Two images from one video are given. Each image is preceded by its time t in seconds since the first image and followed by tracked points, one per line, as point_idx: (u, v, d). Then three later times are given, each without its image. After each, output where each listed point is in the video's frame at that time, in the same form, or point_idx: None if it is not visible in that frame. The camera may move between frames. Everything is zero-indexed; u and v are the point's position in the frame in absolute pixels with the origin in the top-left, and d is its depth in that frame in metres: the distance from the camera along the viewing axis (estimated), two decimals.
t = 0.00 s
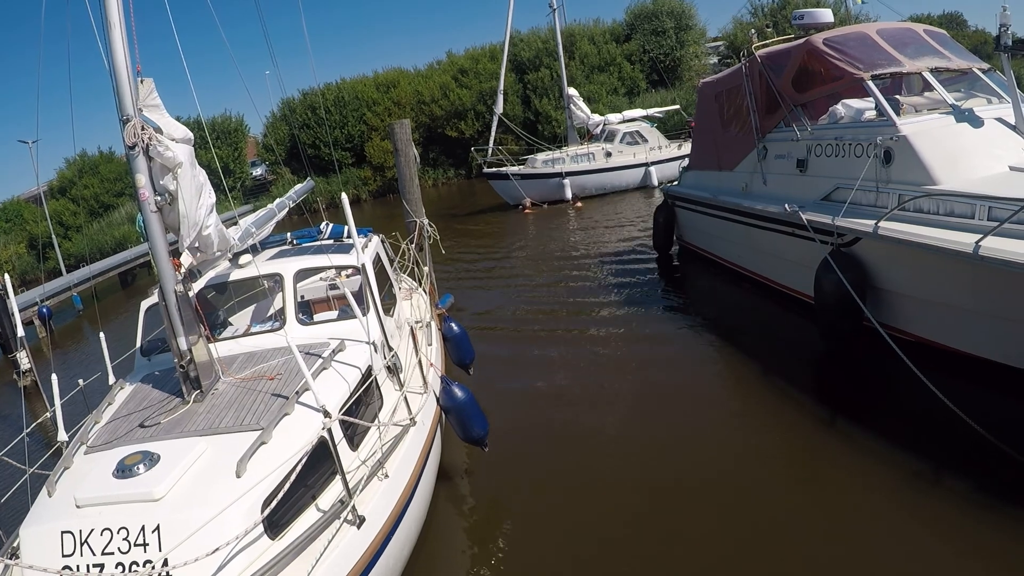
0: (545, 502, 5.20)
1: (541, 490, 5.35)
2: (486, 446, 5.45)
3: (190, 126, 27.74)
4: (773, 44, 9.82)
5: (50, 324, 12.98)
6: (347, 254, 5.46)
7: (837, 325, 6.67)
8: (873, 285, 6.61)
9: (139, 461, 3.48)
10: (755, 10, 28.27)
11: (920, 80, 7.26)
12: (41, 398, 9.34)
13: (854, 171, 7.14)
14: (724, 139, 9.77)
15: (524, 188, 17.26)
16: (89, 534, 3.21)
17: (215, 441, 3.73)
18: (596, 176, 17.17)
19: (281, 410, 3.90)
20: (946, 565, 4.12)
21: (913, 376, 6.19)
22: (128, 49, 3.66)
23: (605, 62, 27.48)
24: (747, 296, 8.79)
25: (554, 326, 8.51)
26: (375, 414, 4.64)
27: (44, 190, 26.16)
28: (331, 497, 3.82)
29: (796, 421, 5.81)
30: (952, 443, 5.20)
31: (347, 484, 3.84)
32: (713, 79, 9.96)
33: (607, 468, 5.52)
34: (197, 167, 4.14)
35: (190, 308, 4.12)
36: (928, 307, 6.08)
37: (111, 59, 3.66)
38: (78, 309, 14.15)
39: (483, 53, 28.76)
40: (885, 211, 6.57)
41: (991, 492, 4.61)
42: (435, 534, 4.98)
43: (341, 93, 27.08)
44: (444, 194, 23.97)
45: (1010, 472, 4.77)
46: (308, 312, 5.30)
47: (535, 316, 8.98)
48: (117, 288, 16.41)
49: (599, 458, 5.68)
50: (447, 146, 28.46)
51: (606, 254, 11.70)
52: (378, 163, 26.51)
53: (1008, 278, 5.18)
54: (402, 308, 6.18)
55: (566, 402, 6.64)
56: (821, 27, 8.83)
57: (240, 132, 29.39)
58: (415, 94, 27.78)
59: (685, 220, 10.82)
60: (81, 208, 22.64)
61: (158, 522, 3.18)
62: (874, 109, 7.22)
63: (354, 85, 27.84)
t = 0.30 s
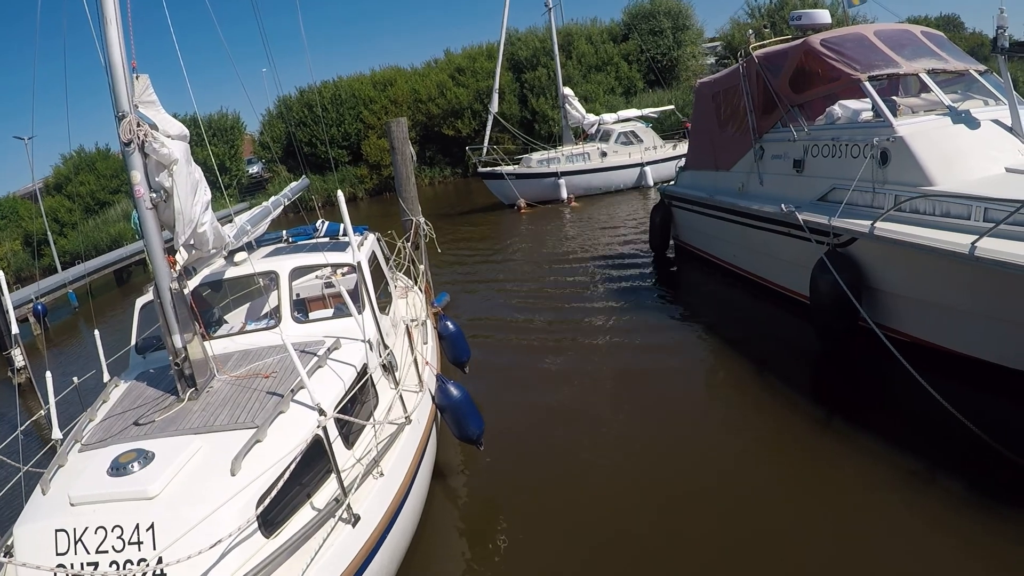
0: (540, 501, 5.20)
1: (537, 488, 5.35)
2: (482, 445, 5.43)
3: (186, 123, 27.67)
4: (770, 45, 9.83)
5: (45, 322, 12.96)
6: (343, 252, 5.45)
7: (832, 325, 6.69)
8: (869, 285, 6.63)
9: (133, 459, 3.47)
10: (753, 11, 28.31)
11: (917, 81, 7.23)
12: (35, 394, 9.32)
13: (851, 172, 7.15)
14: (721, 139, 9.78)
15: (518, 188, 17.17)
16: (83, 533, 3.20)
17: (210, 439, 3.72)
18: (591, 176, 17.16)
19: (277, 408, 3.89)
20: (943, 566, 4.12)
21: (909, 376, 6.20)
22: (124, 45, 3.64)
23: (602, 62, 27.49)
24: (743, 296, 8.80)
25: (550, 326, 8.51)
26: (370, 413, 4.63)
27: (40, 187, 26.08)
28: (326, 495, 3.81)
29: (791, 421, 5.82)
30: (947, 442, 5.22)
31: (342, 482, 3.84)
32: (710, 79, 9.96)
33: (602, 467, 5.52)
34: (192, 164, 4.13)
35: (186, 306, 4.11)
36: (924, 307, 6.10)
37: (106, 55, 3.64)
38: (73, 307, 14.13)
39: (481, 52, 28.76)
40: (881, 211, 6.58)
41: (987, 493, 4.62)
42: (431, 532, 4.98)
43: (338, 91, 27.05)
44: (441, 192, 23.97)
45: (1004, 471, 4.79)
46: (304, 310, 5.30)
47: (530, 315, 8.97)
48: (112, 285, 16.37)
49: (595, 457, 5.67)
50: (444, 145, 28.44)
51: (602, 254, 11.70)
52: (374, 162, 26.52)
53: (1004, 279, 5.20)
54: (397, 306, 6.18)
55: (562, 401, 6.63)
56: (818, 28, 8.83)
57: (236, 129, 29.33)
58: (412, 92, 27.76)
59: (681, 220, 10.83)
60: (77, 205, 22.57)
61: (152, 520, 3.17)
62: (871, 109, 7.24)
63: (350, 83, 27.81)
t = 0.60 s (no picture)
0: (538, 500, 5.21)
1: (534, 488, 5.36)
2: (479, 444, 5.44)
3: (182, 121, 27.62)
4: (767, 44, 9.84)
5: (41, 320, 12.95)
6: (339, 251, 5.45)
7: (829, 324, 6.70)
8: (865, 285, 6.64)
9: (130, 458, 3.46)
10: (749, 10, 28.34)
11: (914, 81, 7.29)
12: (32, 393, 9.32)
13: (847, 171, 7.17)
14: (718, 138, 9.79)
15: (514, 187, 17.16)
16: (80, 532, 3.20)
17: (206, 438, 3.71)
18: (587, 175, 17.16)
19: (273, 407, 3.89)
20: (940, 565, 4.14)
21: (905, 375, 6.21)
22: (120, 44, 3.64)
23: (599, 61, 27.49)
24: (740, 295, 8.82)
25: (547, 325, 8.52)
26: (367, 412, 4.63)
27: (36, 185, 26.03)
28: (323, 494, 3.82)
29: (788, 420, 5.84)
30: (943, 442, 5.24)
31: (338, 481, 3.84)
32: (707, 78, 9.97)
33: (599, 467, 5.53)
34: (189, 163, 4.12)
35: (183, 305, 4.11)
36: (921, 306, 6.11)
37: (103, 53, 3.64)
38: (69, 305, 14.12)
39: (477, 51, 28.75)
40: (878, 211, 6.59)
41: (983, 492, 4.63)
42: (428, 532, 4.99)
43: (335, 90, 27.03)
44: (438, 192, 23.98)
45: (1000, 470, 4.82)
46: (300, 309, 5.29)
47: (527, 314, 8.98)
48: (108, 284, 16.36)
49: (592, 457, 5.69)
50: (441, 144, 28.45)
51: (599, 253, 11.72)
52: (371, 160, 26.61)
53: (1000, 279, 5.21)
54: (394, 305, 6.18)
55: (559, 400, 6.64)
56: (814, 27, 8.84)
57: (233, 128, 29.31)
58: (409, 92, 27.73)
59: (678, 219, 10.84)
60: (74, 204, 22.54)
61: (149, 519, 3.17)
62: (867, 108, 7.24)
63: (347, 82, 27.79)
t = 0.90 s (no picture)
0: (537, 501, 5.22)
1: (533, 488, 5.37)
2: (477, 445, 5.45)
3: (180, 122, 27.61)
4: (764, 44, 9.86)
5: (40, 320, 12.96)
6: (337, 252, 5.46)
7: (827, 324, 6.72)
8: (863, 284, 6.66)
9: (129, 458, 3.47)
10: (746, 11, 28.36)
11: (909, 81, 7.32)
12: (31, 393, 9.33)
13: (844, 171, 7.19)
14: (715, 139, 9.80)
15: (509, 189, 17.20)
16: (79, 532, 3.21)
17: (205, 439, 3.72)
18: (583, 176, 17.15)
19: (272, 408, 3.91)
20: (938, 564, 4.16)
21: (903, 374, 6.23)
22: (120, 46, 3.65)
23: (596, 62, 27.53)
24: (737, 295, 8.84)
25: (545, 326, 8.54)
26: (365, 413, 4.64)
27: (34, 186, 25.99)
28: (322, 495, 3.83)
29: (785, 419, 5.86)
30: (940, 441, 5.26)
31: (337, 482, 3.85)
32: (704, 79, 9.99)
33: (598, 467, 5.54)
34: (188, 164, 4.13)
35: (181, 306, 4.11)
36: (918, 305, 6.13)
37: (103, 55, 3.65)
38: (68, 306, 14.13)
39: (475, 52, 28.76)
40: (875, 210, 6.61)
41: (981, 491, 4.66)
42: (427, 533, 5.00)
43: (333, 91, 27.06)
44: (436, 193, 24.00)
45: (996, 469, 4.84)
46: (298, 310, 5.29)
47: (525, 315, 9.00)
48: (107, 284, 16.36)
49: (590, 457, 5.70)
50: (438, 145, 28.47)
51: (596, 254, 11.75)
52: (369, 161, 26.58)
53: (996, 278, 5.24)
54: (392, 307, 6.19)
55: (557, 401, 6.65)
56: (811, 27, 8.86)
57: (230, 129, 29.31)
58: (407, 93, 27.69)
59: (676, 220, 10.86)
60: (72, 204, 22.52)
61: (148, 520, 3.18)
62: (864, 108, 7.26)
63: (345, 83, 27.81)
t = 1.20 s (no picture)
0: (534, 506, 5.23)
1: (531, 494, 5.37)
2: (474, 451, 5.46)
3: (177, 128, 27.61)
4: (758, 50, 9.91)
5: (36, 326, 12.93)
6: (334, 259, 5.46)
7: (823, 328, 6.74)
8: (858, 289, 6.69)
9: (126, 464, 3.48)
10: (742, 17, 28.48)
11: (904, 86, 7.42)
12: (27, 400, 9.30)
13: (839, 176, 7.22)
14: (711, 144, 9.84)
15: (504, 196, 17.08)
16: (75, 538, 3.21)
17: (201, 445, 3.73)
18: (579, 182, 17.17)
19: (268, 414, 3.91)
20: (937, 566, 4.17)
21: (899, 378, 6.26)
22: (118, 53, 3.66)
23: (593, 68, 27.62)
24: (734, 300, 8.86)
25: (542, 331, 8.56)
26: (361, 420, 4.65)
27: (30, 192, 25.94)
28: (318, 501, 3.83)
29: (782, 424, 5.87)
30: (936, 444, 5.28)
31: (334, 488, 3.86)
32: (699, 85, 10.03)
33: (594, 473, 5.54)
34: (185, 171, 4.14)
35: (178, 312, 4.12)
36: (913, 309, 6.16)
37: (101, 62, 3.65)
38: (64, 312, 14.10)
39: (472, 58, 28.84)
40: (870, 215, 6.64)
41: (977, 493, 4.68)
42: (424, 539, 4.99)
43: (330, 97, 27.11)
44: (433, 199, 24.01)
45: (992, 472, 4.86)
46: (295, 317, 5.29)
47: (522, 322, 9.00)
48: (103, 290, 16.33)
49: (588, 463, 5.71)
50: (435, 151, 28.51)
51: (593, 260, 11.77)
52: (366, 168, 26.57)
53: (991, 281, 5.27)
54: (389, 313, 6.20)
55: (554, 407, 6.66)
56: (805, 33, 8.91)
57: (227, 135, 29.31)
58: (404, 99, 27.72)
59: (672, 225, 10.90)
60: (68, 210, 22.48)
61: (145, 526, 3.18)
62: (859, 113, 7.29)
63: (342, 89, 27.86)
